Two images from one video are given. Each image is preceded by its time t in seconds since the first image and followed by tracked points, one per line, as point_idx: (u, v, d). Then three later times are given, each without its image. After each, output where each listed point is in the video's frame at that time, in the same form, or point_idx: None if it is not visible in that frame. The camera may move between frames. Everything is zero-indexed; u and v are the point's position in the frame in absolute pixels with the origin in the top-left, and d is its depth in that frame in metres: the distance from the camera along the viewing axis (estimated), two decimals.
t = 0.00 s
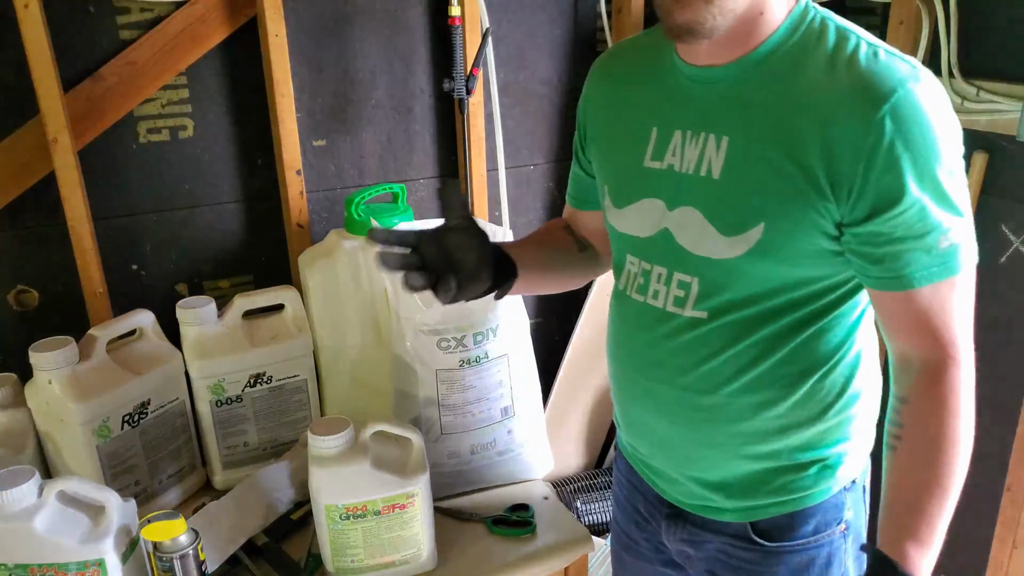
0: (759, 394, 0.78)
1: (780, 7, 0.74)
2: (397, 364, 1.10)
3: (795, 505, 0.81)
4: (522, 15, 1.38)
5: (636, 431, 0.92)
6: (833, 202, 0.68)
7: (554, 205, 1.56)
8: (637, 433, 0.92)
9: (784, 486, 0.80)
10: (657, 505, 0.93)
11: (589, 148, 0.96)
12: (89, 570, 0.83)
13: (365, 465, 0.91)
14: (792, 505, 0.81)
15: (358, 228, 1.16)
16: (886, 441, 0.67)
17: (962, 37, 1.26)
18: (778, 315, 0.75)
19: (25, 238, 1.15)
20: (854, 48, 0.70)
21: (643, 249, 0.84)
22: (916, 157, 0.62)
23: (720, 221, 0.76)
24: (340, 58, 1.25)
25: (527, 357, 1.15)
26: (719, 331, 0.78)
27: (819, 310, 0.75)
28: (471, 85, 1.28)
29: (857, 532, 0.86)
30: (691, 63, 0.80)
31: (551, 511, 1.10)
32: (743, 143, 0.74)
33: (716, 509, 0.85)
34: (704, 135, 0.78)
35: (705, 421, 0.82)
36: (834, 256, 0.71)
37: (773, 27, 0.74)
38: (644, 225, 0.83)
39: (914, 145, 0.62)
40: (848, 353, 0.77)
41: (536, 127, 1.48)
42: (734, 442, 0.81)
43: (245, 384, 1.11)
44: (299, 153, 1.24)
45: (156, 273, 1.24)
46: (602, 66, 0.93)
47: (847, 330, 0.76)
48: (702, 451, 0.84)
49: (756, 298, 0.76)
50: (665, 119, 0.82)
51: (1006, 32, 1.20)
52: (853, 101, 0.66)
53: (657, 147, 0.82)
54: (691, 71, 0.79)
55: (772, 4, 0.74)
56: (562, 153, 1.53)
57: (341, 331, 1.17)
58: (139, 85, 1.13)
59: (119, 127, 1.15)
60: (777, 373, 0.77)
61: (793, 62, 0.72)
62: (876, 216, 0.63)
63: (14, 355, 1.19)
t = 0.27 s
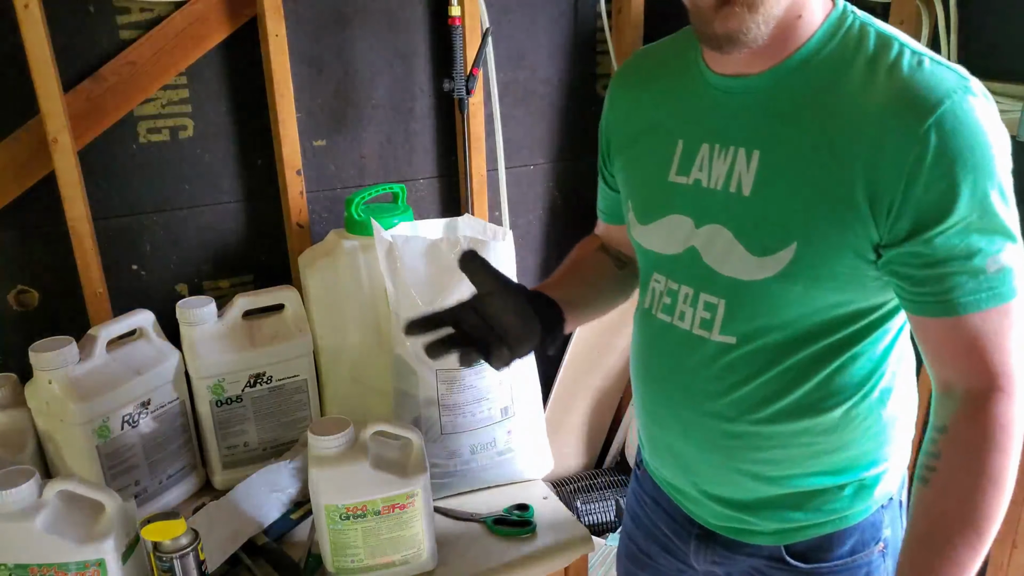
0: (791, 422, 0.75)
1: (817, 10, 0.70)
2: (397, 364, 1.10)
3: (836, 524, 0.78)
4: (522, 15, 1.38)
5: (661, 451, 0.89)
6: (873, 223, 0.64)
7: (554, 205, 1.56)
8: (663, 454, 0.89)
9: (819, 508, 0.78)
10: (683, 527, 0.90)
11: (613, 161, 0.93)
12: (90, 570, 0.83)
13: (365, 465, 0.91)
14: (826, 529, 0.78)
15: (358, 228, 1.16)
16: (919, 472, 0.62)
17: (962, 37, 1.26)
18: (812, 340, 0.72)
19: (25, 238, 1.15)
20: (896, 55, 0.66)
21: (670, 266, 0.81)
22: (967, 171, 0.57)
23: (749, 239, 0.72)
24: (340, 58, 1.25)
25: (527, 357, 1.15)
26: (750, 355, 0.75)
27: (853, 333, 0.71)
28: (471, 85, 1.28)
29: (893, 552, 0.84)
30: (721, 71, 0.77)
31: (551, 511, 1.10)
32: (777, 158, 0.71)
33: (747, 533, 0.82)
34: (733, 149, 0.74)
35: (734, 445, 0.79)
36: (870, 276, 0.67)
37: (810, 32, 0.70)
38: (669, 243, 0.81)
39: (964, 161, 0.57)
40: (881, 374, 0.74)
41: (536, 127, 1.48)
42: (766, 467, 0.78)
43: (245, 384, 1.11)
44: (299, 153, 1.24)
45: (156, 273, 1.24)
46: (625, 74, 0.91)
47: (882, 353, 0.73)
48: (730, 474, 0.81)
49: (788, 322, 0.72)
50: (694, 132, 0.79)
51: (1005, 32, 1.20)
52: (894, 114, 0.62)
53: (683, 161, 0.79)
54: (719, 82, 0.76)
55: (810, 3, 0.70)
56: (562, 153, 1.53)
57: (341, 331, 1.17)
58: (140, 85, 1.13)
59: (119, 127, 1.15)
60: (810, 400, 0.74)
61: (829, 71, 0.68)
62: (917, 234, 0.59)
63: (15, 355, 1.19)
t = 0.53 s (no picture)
0: (800, 436, 0.70)
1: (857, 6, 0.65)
2: (397, 364, 1.10)
3: (844, 554, 0.72)
4: (522, 15, 1.38)
5: (667, 461, 0.84)
6: (897, 229, 0.59)
7: (554, 205, 1.56)
8: (669, 464, 0.84)
9: (826, 535, 0.72)
10: (692, 544, 0.84)
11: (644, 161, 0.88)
12: (90, 570, 0.84)
13: (365, 465, 0.91)
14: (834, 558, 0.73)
15: (358, 228, 1.16)
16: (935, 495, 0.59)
17: (962, 37, 1.26)
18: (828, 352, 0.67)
19: (25, 238, 1.15)
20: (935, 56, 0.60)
21: (688, 267, 0.76)
22: (1001, 181, 0.52)
23: (769, 241, 0.68)
24: (340, 58, 1.25)
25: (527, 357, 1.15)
26: (761, 364, 0.70)
27: (877, 346, 0.66)
28: (471, 85, 1.28)
29: None
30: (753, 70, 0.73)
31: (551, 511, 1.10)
32: (805, 159, 0.66)
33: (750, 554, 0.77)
34: (758, 148, 0.70)
35: (740, 458, 0.74)
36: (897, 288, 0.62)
37: (847, 29, 0.65)
38: (688, 242, 0.76)
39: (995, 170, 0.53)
40: (908, 395, 0.68)
41: (536, 127, 1.48)
42: (771, 484, 0.73)
43: (245, 384, 1.11)
44: (299, 153, 1.24)
45: (156, 273, 1.24)
46: (662, 73, 0.86)
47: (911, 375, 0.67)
48: (734, 489, 0.76)
49: (803, 331, 0.68)
50: (720, 132, 0.75)
51: (1005, 32, 1.20)
52: (924, 116, 0.57)
53: (709, 161, 0.75)
54: (750, 79, 0.72)
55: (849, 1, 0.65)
56: (562, 153, 1.53)
57: (341, 331, 1.17)
58: (140, 85, 1.13)
59: (119, 127, 1.15)
60: (824, 415, 0.68)
61: (864, 68, 0.64)
62: (942, 247, 0.55)
63: (15, 355, 1.19)
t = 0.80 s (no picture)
0: (817, 449, 0.68)
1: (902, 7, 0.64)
2: (397, 364, 1.10)
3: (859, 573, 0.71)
4: (522, 15, 1.38)
5: (684, 463, 0.84)
6: (926, 238, 0.57)
7: (554, 205, 1.56)
8: (685, 467, 0.83)
9: (840, 553, 0.70)
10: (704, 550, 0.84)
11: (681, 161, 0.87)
12: (90, 570, 0.83)
13: (365, 465, 0.91)
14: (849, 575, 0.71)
15: (358, 228, 1.16)
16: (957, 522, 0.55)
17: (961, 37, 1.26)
18: (850, 364, 0.65)
19: (25, 238, 1.15)
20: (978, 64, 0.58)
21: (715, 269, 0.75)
22: None
23: (794, 244, 0.67)
24: (340, 58, 1.25)
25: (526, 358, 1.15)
26: (781, 372, 0.69)
27: (900, 360, 0.64)
28: (471, 85, 1.28)
29: None
30: (791, 71, 0.71)
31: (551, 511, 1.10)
32: (839, 163, 0.64)
33: (763, 564, 0.76)
34: (791, 149, 0.68)
35: (758, 467, 0.73)
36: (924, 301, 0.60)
37: (893, 29, 0.64)
38: (715, 242, 0.75)
39: None
40: (936, 415, 0.66)
41: (536, 127, 1.48)
42: (786, 496, 0.72)
43: (245, 384, 1.11)
44: (300, 154, 1.24)
45: (157, 273, 1.24)
46: (705, 74, 0.85)
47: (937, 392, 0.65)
48: (750, 498, 0.75)
49: (824, 339, 0.66)
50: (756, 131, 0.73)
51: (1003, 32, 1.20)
52: (962, 125, 0.55)
53: (742, 160, 0.74)
54: (788, 81, 0.70)
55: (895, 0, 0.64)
56: (562, 153, 1.53)
57: (341, 331, 1.17)
58: (140, 85, 1.13)
59: (119, 127, 1.15)
60: (842, 430, 0.67)
61: (903, 71, 0.61)
62: (976, 257, 0.52)
63: (15, 355, 1.19)
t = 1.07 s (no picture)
0: (841, 459, 0.68)
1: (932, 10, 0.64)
2: (397, 364, 1.10)
3: None
4: (522, 15, 1.38)
5: (710, 465, 0.84)
6: (949, 252, 0.57)
7: (554, 205, 1.56)
8: (712, 469, 0.84)
9: (865, 562, 0.71)
10: (728, 551, 0.85)
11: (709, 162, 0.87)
12: (90, 570, 0.84)
13: (365, 465, 0.92)
14: None
15: (358, 228, 1.16)
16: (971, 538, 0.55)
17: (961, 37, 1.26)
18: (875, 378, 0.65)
19: (24, 238, 1.15)
20: (1011, 69, 0.57)
21: (743, 277, 0.75)
22: None
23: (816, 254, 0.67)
24: (340, 58, 1.25)
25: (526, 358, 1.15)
26: (806, 382, 0.69)
27: (927, 375, 0.63)
28: (471, 84, 1.28)
29: None
30: (817, 75, 0.71)
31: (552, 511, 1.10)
32: (863, 170, 0.64)
33: (786, 568, 0.77)
34: (815, 155, 0.69)
35: (782, 474, 0.73)
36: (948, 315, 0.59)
37: (923, 30, 0.63)
38: (740, 248, 0.76)
39: None
40: (965, 428, 0.65)
41: (536, 127, 1.48)
42: (812, 504, 0.72)
43: (245, 384, 1.11)
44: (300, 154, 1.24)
45: (157, 273, 1.24)
46: (730, 75, 0.85)
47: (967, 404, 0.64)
48: (775, 503, 0.75)
49: (850, 351, 0.66)
50: (781, 136, 0.73)
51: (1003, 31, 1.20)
52: (990, 137, 0.54)
53: (766, 165, 0.74)
54: (812, 86, 0.70)
55: (928, 1, 0.64)
56: (562, 153, 1.53)
57: (341, 331, 1.17)
58: (140, 85, 1.13)
59: (119, 127, 1.15)
60: (867, 441, 0.67)
61: (931, 77, 0.61)
62: (997, 269, 0.52)
63: (15, 355, 1.19)
